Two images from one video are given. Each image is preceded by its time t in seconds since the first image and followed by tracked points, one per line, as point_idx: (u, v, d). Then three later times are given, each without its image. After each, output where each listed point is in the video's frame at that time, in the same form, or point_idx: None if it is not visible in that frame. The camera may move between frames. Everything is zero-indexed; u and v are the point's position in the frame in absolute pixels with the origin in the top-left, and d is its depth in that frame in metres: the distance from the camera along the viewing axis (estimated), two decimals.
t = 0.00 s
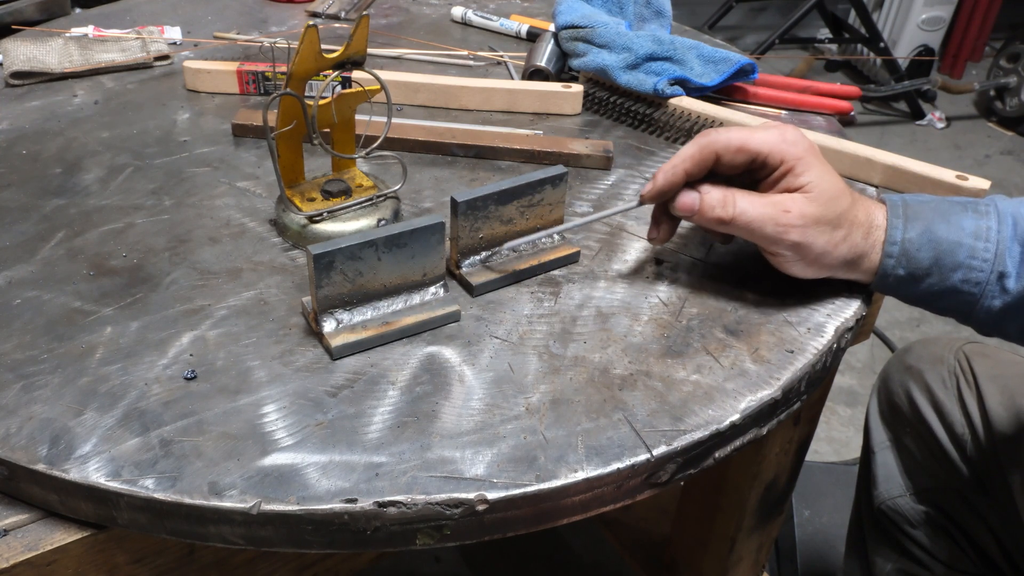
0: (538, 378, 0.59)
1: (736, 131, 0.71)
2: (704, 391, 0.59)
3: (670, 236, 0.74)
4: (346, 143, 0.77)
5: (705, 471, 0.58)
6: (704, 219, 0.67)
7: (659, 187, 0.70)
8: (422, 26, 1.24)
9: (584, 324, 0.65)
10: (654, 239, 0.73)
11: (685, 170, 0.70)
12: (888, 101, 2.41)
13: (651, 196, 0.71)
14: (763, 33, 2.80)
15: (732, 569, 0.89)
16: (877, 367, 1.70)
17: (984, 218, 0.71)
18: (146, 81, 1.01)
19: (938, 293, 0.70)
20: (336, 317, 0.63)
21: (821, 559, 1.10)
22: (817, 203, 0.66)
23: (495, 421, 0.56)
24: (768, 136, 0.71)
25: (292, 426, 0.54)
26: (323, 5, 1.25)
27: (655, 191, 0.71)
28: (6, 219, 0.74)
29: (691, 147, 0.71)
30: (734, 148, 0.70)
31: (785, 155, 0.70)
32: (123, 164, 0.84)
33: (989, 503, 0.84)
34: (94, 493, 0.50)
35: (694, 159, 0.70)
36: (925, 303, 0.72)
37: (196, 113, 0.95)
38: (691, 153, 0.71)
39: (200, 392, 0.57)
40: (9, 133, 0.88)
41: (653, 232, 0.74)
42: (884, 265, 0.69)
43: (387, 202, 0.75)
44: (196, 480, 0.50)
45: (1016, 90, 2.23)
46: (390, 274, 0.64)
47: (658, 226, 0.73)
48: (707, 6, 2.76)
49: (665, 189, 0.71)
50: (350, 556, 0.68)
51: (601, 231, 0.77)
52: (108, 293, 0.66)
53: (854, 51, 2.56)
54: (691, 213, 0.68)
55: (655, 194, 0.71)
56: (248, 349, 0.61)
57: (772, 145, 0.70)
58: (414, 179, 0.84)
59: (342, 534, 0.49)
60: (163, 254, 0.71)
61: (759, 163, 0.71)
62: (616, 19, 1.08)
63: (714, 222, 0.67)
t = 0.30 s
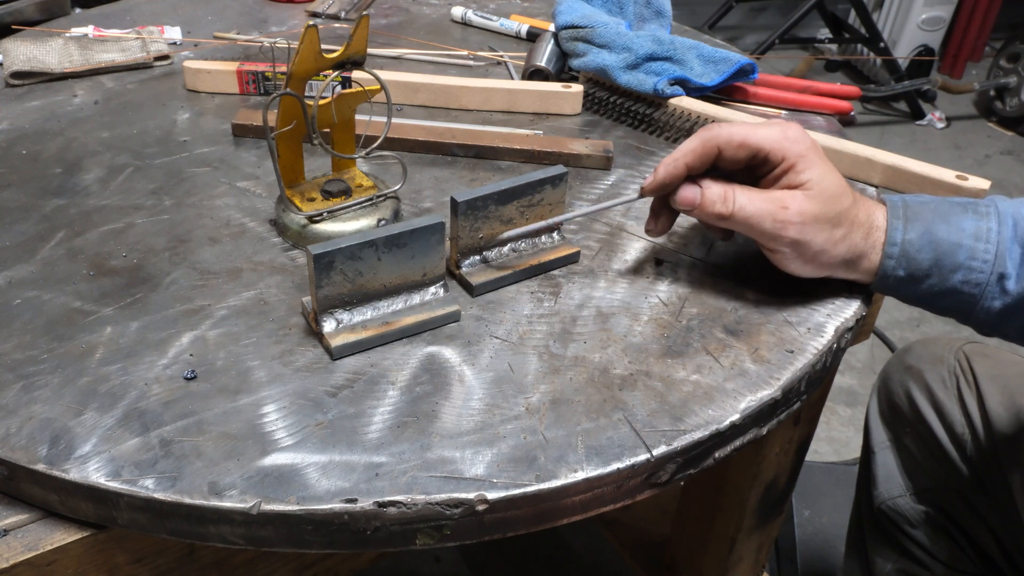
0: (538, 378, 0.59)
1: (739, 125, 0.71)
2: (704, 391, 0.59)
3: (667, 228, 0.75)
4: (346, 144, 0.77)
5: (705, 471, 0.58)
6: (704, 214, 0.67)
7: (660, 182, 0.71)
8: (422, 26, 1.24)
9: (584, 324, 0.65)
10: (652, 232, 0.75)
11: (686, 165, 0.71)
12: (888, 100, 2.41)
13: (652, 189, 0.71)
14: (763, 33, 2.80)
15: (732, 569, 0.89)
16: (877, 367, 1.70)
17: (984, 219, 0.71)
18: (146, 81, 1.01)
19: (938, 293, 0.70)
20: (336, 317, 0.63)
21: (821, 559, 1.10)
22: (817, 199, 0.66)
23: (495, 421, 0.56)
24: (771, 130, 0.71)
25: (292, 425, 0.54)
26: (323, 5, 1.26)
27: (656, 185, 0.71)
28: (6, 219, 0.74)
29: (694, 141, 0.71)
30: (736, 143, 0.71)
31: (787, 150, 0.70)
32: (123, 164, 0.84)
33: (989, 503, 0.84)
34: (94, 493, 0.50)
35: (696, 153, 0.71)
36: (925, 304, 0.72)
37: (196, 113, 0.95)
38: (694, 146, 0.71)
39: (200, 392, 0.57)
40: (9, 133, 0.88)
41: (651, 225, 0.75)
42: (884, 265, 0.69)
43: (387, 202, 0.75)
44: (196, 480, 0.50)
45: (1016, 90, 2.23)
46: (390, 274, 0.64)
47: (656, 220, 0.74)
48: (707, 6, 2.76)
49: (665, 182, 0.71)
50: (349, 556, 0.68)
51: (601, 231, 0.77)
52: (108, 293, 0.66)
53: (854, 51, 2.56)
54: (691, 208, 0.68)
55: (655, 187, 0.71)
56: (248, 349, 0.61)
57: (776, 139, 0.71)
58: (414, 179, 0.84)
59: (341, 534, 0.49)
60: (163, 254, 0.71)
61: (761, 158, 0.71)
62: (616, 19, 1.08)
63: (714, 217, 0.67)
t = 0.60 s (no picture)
0: (538, 378, 0.59)
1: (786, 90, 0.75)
2: (704, 391, 0.59)
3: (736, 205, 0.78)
4: (346, 144, 0.77)
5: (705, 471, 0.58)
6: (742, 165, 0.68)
7: (714, 153, 0.76)
8: (422, 26, 1.24)
9: (584, 324, 0.65)
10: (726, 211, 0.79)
11: (736, 134, 0.76)
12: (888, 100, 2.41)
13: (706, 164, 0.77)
14: (763, 33, 2.80)
15: (732, 568, 0.89)
16: (876, 367, 1.70)
17: (989, 213, 0.71)
18: (146, 81, 1.01)
19: (941, 287, 0.70)
20: (336, 317, 0.63)
21: (821, 559, 1.10)
22: (850, 161, 0.68)
23: (495, 421, 0.56)
24: (816, 97, 0.74)
25: (292, 425, 0.54)
26: (324, 5, 1.26)
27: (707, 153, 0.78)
28: (7, 218, 0.74)
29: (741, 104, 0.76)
30: (779, 105, 0.75)
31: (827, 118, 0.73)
32: (123, 164, 0.84)
33: (988, 503, 0.84)
34: (94, 493, 0.50)
35: (745, 113, 0.76)
36: (928, 299, 0.71)
37: (196, 113, 0.95)
38: (741, 108, 0.76)
39: (200, 392, 0.57)
40: (9, 133, 0.88)
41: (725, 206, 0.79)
42: (886, 264, 0.69)
43: (387, 202, 0.75)
44: (196, 480, 0.50)
45: (1016, 90, 2.23)
46: (390, 274, 0.64)
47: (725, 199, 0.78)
48: (707, 6, 2.76)
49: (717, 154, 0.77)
50: (349, 557, 0.68)
51: (601, 231, 0.77)
52: (108, 293, 0.66)
53: (854, 51, 2.56)
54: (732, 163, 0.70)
55: (710, 162, 0.76)
56: (248, 349, 0.61)
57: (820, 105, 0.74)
58: (414, 179, 0.84)
59: (341, 534, 0.49)
60: (163, 254, 0.71)
61: (804, 124, 0.75)
62: (617, 19, 1.08)
63: (749, 169, 0.68)
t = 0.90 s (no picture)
0: (538, 378, 0.59)
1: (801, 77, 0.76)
2: (704, 391, 0.59)
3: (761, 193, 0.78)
4: (346, 144, 0.77)
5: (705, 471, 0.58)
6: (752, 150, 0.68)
7: (728, 142, 0.77)
8: (422, 26, 1.24)
9: (584, 324, 0.65)
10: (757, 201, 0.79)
11: (750, 122, 0.77)
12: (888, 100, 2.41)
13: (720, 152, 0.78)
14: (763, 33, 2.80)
15: (732, 568, 0.89)
16: (876, 367, 1.70)
17: (990, 210, 0.71)
18: (146, 81, 1.01)
19: (941, 283, 0.70)
20: (336, 317, 0.63)
21: (821, 559, 1.10)
22: (857, 151, 0.68)
23: (495, 421, 0.56)
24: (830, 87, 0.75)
25: (292, 425, 0.54)
26: (324, 6, 1.26)
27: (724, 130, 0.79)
28: (7, 218, 0.74)
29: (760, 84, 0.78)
30: (792, 94, 0.76)
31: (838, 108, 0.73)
32: (123, 164, 0.84)
33: (988, 503, 0.84)
34: (94, 493, 0.50)
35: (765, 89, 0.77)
36: (928, 295, 0.71)
37: (196, 113, 0.95)
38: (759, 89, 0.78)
39: (200, 392, 0.57)
40: (9, 133, 0.88)
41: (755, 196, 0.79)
42: (886, 263, 0.69)
43: (387, 202, 0.75)
44: (196, 480, 0.50)
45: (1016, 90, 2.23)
46: (390, 274, 0.64)
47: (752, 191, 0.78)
48: (707, 6, 2.76)
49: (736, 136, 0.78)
50: (349, 557, 0.68)
51: (601, 231, 0.77)
52: (108, 293, 0.66)
53: (854, 51, 2.56)
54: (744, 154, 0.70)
55: (724, 149, 0.78)
56: (248, 349, 0.61)
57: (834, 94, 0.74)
58: (414, 179, 0.84)
59: (341, 534, 0.49)
60: (163, 254, 0.71)
61: (815, 114, 0.75)
62: (617, 19, 1.08)
63: (757, 153, 0.68)
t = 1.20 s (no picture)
0: (538, 378, 0.59)
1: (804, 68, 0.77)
2: (704, 391, 0.59)
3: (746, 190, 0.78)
4: (346, 144, 0.77)
5: (705, 471, 0.58)
6: (763, 155, 0.66)
7: (734, 105, 0.79)
8: (422, 26, 1.24)
9: (584, 324, 0.65)
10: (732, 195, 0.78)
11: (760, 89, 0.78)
12: (888, 100, 2.41)
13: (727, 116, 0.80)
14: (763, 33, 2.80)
15: (732, 568, 0.89)
16: (877, 367, 1.70)
17: (991, 210, 0.71)
18: (146, 81, 1.01)
19: (942, 283, 0.70)
20: (336, 317, 0.63)
21: (821, 559, 1.10)
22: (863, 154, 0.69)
23: (495, 421, 0.56)
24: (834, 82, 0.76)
25: (292, 425, 0.54)
26: (324, 5, 1.26)
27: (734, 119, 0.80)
28: (7, 218, 0.74)
29: (769, 67, 0.77)
30: (805, 75, 0.76)
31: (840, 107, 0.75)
32: (124, 164, 0.84)
33: (988, 503, 0.84)
34: (94, 493, 0.50)
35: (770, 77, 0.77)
36: (929, 295, 0.71)
37: (196, 113, 0.95)
38: (767, 75, 0.78)
39: (200, 392, 0.57)
40: (9, 133, 0.88)
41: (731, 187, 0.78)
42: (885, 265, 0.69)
43: (387, 202, 0.75)
44: (196, 480, 0.50)
45: (1016, 90, 2.23)
46: (390, 274, 0.64)
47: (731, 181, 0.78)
48: (707, 6, 2.76)
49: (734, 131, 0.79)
50: (349, 557, 0.68)
51: (601, 231, 0.77)
52: (108, 293, 0.66)
53: (854, 51, 2.55)
54: (747, 150, 0.66)
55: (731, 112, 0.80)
56: (248, 349, 0.61)
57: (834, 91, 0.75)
58: (414, 179, 0.84)
59: (341, 534, 0.49)
60: (163, 254, 0.71)
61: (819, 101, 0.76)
62: (617, 19, 1.08)
63: (768, 162, 0.66)
